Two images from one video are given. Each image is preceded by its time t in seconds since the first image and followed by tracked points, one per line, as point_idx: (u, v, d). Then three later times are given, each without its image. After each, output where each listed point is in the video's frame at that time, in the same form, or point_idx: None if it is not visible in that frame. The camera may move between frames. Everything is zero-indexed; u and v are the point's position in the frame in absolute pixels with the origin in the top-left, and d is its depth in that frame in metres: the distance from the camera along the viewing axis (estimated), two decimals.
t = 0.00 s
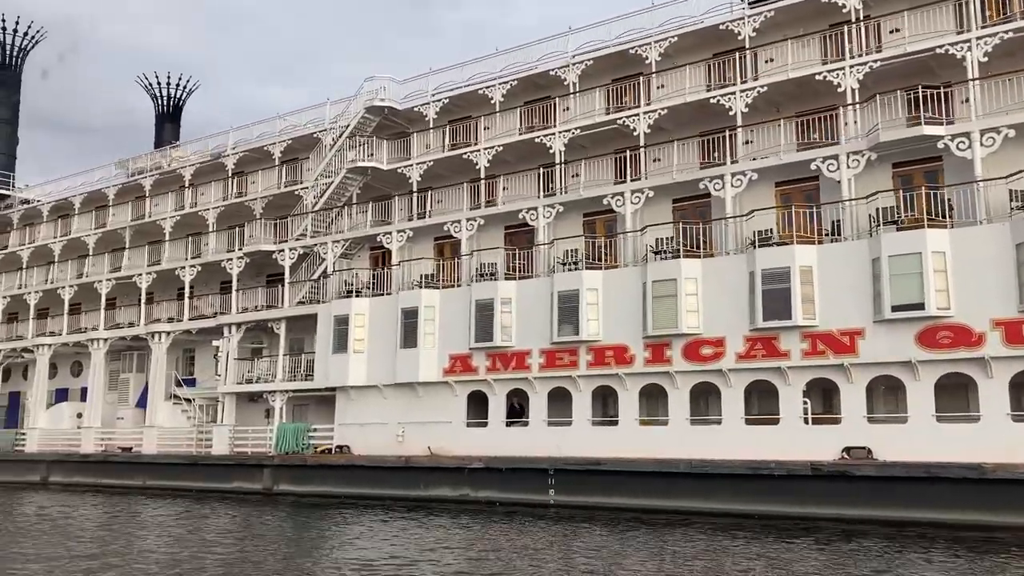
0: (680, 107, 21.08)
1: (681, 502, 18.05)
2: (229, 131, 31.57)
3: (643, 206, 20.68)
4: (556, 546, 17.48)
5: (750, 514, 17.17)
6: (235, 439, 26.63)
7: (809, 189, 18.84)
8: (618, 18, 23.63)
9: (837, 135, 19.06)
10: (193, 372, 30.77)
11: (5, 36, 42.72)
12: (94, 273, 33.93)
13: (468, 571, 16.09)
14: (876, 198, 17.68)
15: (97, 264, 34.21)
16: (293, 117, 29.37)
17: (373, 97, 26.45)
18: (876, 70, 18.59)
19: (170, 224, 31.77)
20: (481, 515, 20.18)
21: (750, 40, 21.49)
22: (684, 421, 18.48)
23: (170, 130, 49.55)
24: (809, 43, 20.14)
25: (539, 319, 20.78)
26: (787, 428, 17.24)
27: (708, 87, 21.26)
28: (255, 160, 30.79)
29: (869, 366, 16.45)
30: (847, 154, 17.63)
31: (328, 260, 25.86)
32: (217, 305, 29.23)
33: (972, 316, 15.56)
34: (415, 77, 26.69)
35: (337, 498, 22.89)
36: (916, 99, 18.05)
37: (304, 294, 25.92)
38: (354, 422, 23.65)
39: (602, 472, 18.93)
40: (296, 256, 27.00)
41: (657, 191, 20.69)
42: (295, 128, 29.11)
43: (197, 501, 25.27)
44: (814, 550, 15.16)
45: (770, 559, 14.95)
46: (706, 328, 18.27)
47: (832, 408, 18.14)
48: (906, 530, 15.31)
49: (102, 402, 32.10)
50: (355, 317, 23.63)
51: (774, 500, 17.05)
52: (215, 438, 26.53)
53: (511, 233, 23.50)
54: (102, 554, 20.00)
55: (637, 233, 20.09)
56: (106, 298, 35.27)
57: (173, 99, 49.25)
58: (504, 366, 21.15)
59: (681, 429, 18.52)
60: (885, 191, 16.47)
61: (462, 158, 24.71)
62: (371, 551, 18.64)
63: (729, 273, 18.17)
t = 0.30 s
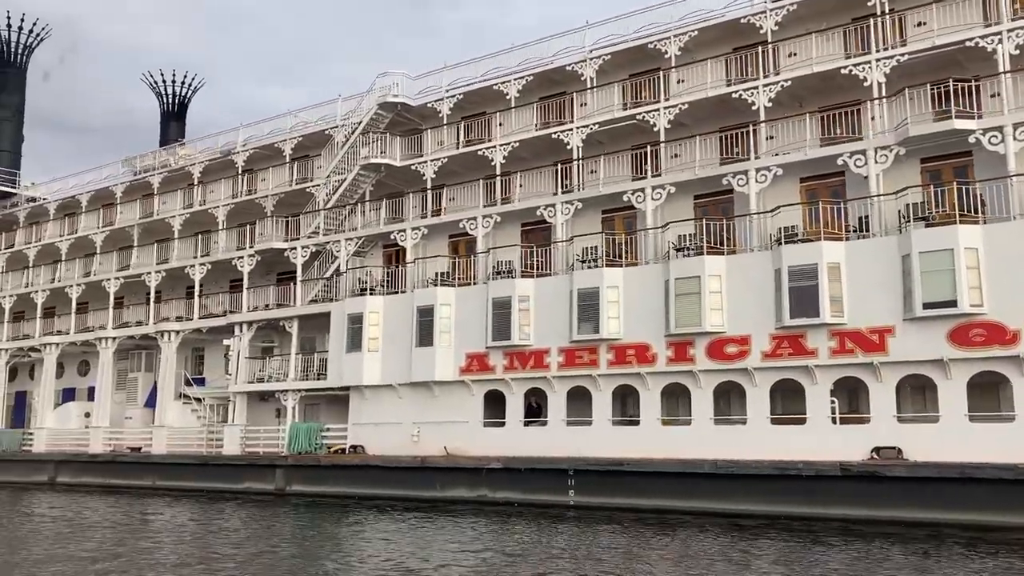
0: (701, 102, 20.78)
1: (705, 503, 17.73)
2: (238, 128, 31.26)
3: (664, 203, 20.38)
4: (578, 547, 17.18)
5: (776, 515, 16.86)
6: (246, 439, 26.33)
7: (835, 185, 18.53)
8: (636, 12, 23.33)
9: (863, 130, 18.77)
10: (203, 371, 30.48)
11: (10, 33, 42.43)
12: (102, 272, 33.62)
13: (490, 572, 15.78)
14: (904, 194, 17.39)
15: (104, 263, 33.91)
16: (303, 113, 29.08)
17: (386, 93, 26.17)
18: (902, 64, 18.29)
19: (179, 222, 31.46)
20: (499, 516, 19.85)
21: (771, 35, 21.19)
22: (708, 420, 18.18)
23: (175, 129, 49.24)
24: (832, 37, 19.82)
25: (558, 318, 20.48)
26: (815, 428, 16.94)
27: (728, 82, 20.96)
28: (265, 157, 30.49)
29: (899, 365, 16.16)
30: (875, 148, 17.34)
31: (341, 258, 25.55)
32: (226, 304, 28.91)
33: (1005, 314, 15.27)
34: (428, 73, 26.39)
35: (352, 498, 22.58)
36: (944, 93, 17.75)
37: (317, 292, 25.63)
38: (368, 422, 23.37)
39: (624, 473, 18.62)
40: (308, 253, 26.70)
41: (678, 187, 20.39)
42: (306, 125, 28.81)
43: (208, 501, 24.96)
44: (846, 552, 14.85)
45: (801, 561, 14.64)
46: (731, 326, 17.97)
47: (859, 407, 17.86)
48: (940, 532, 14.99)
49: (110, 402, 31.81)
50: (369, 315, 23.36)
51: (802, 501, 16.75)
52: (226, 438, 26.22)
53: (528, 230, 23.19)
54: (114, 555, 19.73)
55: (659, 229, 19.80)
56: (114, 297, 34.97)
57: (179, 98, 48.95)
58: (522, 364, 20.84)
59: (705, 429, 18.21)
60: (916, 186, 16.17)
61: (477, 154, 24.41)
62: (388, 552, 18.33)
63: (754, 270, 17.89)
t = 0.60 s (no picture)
0: (722, 97, 20.48)
1: (729, 504, 17.42)
2: (247, 125, 30.97)
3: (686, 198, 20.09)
4: (600, 548, 16.88)
5: (803, 516, 16.56)
6: (258, 439, 26.04)
7: (861, 180, 18.27)
8: (654, 7, 23.04)
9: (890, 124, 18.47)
10: (212, 370, 30.21)
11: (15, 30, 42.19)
12: (109, 270, 33.33)
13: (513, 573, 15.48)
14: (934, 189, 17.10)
15: (112, 261, 33.61)
16: (315, 110, 28.79)
17: (399, 89, 25.87)
18: (930, 57, 17.99)
19: (188, 220, 31.17)
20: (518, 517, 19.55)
21: (793, 29, 20.89)
22: (732, 420, 17.88)
23: (180, 127, 48.94)
24: (856, 30, 19.52)
25: (577, 316, 20.17)
26: (843, 428, 16.63)
27: (750, 76, 20.67)
28: (275, 154, 30.20)
29: (930, 364, 15.86)
30: (904, 143, 17.06)
31: (355, 256, 25.23)
32: (237, 302, 28.61)
33: None
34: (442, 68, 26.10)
35: (366, 499, 22.28)
36: (973, 87, 17.45)
37: (330, 290, 25.35)
38: (383, 422, 23.08)
39: (646, 473, 18.31)
40: (321, 251, 26.41)
41: (700, 184, 20.09)
42: (317, 122, 28.53)
43: (220, 502, 24.66)
44: (877, 554, 14.54)
45: (833, 563, 14.34)
46: (755, 324, 17.67)
47: (886, 407, 17.57)
48: (974, 534, 14.69)
49: (118, 401, 31.52)
50: (384, 313, 23.09)
51: (830, 502, 16.44)
52: (237, 438, 25.94)
53: (544, 227, 22.90)
54: (126, 556, 19.43)
55: (680, 226, 19.51)
56: (121, 296, 34.68)
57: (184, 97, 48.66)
58: (540, 363, 20.54)
59: (729, 429, 17.90)
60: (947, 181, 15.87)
61: (493, 151, 24.12)
62: (406, 552, 18.03)
63: (779, 266, 17.59)
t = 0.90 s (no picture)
0: (745, 91, 20.18)
1: (755, 505, 17.13)
2: (258, 122, 30.67)
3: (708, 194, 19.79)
4: (624, 549, 16.59)
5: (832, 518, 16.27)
6: (270, 439, 25.75)
7: (889, 175, 17.98)
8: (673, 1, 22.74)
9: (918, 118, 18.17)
10: (223, 369, 29.95)
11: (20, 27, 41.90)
12: (117, 268, 33.03)
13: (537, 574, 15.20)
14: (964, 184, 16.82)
15: (120, 259, 33.32)
16: (326, 106, 28.49)
17: (413, 84, 25.57)
18: (959, 50, 17.68)
19: (197, 217, 30.87)
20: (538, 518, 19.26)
21: (816, 22, 20.57)
22: (758, 419, 17.59)
23: (186, 125, 48.61)
24: (881, 23, 19.20)
25: (597, 314, 19.87)
26: (872, 428, 16.35)
27: (772, 70, 20.36)
28: (286, 152, 29.91)
29: (963, 362, 15.58)
30: (934, 137, 16.77)
31: (369, 253, 24.91)
32: (247, 301, 28.32)
33: None
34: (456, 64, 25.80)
35: (382, 500, 21.99)
36: (1005, 80, 17.15)
37: (344, 288, 25.07)
38: (398, 422, 22.79)
39: (669, 474, 18.02)
40: (334, 249, 26.13)
41: (723, 179, 19.80)
42: (329, 118, 28.22)
43: (232, 502, 24.37)
44: (911, 556, 14.26)
45: (866, 565, 14.05)
46: (782, 322, 17.37)
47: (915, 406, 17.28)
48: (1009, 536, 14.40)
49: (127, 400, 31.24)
50: (399, 311, 22.80)
51: (859, 503, 16.16)
52: (249, 438, 25.66)
53: (562, 224, 22.62)
54: (140, 556, 19.15)
55: (704, 222, 19.21)
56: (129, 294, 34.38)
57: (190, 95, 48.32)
58: (559, 362, 20.23)
59: (755, 429, 17.61)
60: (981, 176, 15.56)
61: (509, 147, 23.82)
62: (425, 553, 17.74)
63: (806, 263, 17.29)
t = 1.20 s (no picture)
0: (768, 86, 19.88)
1: (783, 506, 16.80)
2: (267, 118, 30.34)
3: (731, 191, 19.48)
4: (649, 549, 16.26)
5: (863, 520, 15.96)
6: (283, 439, 25.46)
7: (916, 170, 17.72)
8: None
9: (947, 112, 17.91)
10: (234, 368, 29.74)
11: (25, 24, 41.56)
12: (125, 266, 32.72)
13: None
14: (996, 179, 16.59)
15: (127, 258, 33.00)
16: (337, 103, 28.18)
17: (427, 80, 25.25)
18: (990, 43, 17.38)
19: (206, 215, 30.57)
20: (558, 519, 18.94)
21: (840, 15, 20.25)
22: (784, 419, 17.27)
23: (191, 124, 48.25)
24: (907, 16, 18.89)
25: (618, 311, 19.55)
26: (903, 428, 16.04)
27: (795, 64, 20.09)
28: (296, 148, 29.59)
29: (996, 360, 15.29)
30: (966, 131, 16.56)
31: (383, 251, 24.69)
32: (258, 299, 28.01)
33: None
34: (469, 59, 25.48)
35: (398, 501, 21.66)
36: None
37: (357, 286, 24.79)
38: (414, 421, 22.50)
39: (694, 474, 17.68)
40: (347, 247, 25.87)
41: (746, 175, 19.50)
42: (340, 115, 27.91)
43: (244, 503, 24.06)
44: (947, 558, 13.94)
45: (902, 567, 13.72)
46: (809, 320, 17.05)
47: (945, 405, 17.03)
48: None
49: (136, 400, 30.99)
50: (414, 309, 22.53)
51: (889, 504, 15.86)
52: (261, 438, 25.35)
53: (579, 221, 22.34)
54: (153, 557, 18.83)
55: (727, 218, 18.92)
56: (137, 293, 34.08)
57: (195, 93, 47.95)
58: (579, 361, 19.90)
59: (782, 428, 17.29)
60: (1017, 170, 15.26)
61: (525, 143, 23.52)
62: (444, 553, 17.41)
63: (833, 259, 16.97)
